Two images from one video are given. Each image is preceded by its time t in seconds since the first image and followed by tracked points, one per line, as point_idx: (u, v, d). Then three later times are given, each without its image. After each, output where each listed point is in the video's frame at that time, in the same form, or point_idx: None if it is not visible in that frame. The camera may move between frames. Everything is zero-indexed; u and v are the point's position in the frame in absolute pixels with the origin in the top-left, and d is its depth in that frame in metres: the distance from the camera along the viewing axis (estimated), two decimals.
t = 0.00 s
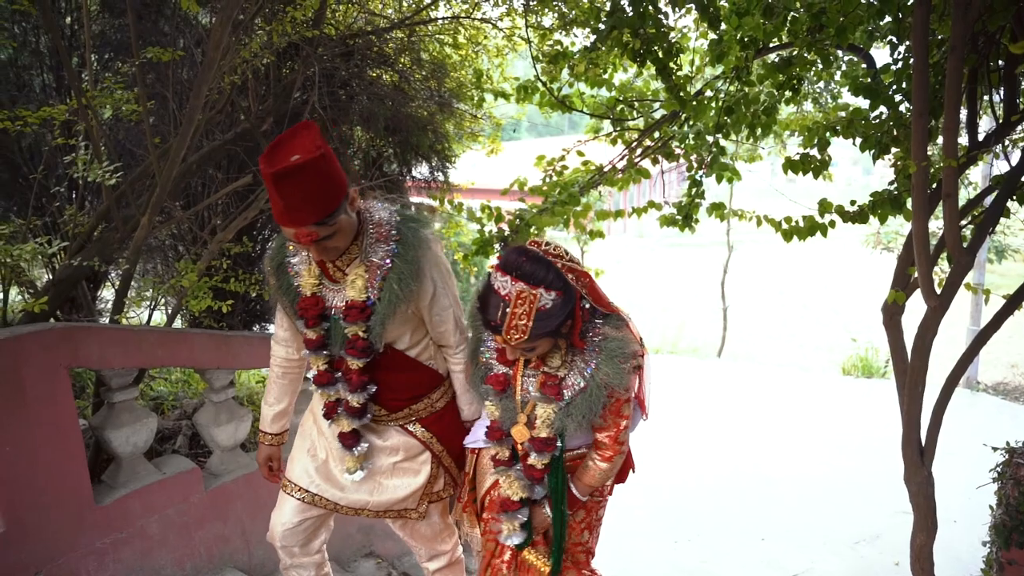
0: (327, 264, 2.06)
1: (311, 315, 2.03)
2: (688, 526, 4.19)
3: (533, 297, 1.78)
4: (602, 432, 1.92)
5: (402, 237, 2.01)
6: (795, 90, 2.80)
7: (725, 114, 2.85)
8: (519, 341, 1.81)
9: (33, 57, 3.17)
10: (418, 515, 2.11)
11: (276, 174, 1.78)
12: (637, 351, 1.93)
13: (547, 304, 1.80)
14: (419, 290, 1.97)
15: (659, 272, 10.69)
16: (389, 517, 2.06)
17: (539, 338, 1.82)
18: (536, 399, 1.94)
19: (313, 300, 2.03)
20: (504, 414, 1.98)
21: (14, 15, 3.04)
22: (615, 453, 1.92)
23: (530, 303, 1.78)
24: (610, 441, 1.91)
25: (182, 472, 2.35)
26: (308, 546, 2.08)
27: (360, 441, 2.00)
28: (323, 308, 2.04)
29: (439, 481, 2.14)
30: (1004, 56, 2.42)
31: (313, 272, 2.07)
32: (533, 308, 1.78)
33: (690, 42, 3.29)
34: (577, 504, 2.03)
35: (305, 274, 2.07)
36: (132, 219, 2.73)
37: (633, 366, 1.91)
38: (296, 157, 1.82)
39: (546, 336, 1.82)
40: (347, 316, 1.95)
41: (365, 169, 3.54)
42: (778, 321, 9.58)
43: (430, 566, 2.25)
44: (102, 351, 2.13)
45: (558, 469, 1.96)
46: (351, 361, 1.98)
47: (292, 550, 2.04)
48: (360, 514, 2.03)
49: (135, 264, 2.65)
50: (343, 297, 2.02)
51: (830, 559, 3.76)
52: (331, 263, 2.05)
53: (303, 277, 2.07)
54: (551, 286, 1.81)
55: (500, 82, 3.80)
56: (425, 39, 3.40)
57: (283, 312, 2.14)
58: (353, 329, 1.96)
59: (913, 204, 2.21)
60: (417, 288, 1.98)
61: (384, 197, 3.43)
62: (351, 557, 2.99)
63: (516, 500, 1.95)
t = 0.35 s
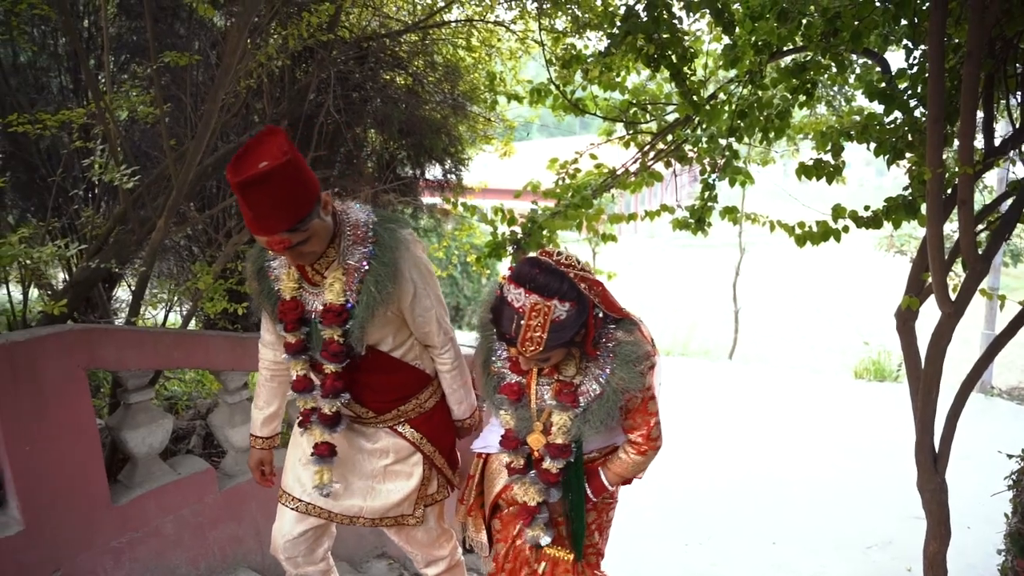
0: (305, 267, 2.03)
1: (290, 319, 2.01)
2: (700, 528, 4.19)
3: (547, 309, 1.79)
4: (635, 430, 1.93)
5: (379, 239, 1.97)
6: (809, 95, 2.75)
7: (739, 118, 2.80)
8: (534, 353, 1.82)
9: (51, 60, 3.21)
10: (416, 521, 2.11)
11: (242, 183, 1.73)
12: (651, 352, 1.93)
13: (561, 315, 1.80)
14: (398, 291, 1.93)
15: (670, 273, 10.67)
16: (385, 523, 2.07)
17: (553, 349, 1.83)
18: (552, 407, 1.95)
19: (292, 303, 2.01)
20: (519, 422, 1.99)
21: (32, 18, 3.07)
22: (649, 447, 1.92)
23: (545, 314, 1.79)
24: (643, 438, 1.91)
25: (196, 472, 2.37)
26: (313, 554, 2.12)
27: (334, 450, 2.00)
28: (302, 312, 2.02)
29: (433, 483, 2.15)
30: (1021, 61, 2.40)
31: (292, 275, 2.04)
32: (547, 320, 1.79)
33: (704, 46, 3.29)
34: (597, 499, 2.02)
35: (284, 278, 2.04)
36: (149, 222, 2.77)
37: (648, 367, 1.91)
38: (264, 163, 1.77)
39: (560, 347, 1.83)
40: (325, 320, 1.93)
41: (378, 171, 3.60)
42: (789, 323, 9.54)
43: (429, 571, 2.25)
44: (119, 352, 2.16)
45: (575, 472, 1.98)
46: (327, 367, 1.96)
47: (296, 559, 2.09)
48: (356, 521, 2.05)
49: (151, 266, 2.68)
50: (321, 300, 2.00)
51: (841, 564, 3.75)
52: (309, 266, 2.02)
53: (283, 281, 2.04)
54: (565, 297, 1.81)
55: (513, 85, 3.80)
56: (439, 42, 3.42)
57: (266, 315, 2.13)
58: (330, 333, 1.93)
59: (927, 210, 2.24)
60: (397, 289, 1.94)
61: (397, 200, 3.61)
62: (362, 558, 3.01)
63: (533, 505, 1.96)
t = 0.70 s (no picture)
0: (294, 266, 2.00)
1: (280, 320, 1.99)
2: (711, 531, 4.18)
3: (562, 316, 1.79)
4: (653, 432, 1.94)
5: (370, 233, 1.94)
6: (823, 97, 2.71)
7: (752, 121, 2.81)
8: (548, 359, 1.82)
9: (69, 62, 3.24)
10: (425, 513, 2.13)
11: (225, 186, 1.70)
12: (664, 356, 1.94)
13: (576, 322, 1.80)
14: (391, 285, 1.91)
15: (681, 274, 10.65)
16: (393, 516, 2.10)
17: (567, 356, 1.84)
18: (567, 412, 1.95)
19: (282, 303, 1.99)
20: (533, 427, 1.98)
21: (51, 21, 3.11)
22: (667, 447, 1.94)
23: (560, 321, 1.79)
24: (661, 439, 1.92)
25: (211, 473, 2.39)
26: (320, 552, 2.13)
27: (312, 456, 2.02)
28: (291, 311, 2.00)
29: (438, 473, 2.15)
30: None
31: (282, 275, 2.01)
32: (562, 327, 1.79)
33: (718, 48, 3.29)
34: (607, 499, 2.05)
35: (274, 278, 2.02)
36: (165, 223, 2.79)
37: (662, 371, 1.91)
38: (246, 163, 1.74)
39: (574, 353, 1.83)
40: (316, 316, 1.91)
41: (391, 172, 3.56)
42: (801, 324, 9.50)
43: (432, 568, 2.26)
44: (135, 353, 2.18)
45: (589, 475, 1.99)
46: (315, 366, 1.94)
47: (304, 557, 2.10)
48: (363, 517, 2.08)
49: (167, 267, 2.70)
50: (314, 299, 1.98)
51: (853, 568, 3.73)
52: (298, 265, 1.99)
53: (273, 281, 2.01)
54: (581, 304, 1.81)
55: (527, 87, 3.82)
56: (453, 44, 3.44)
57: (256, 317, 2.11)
58: (320, 330, 1.92)
59: (942, 215, 2.25)
60: (391, 283, 1.92)
61: (412, 202, 3.70)
62: (375, 559, 3.02)
63: (547, 511, 1.95)
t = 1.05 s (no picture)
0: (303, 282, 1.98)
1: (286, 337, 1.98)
2: (723, 534, 4.17)
3: (582, 316, 1.79)
4: (663, 435, 1.94)
5: (379, 244, 1.94)
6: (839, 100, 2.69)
7: (768, 124, 2.78)
8: (567, 359, 1.82)
9: (87, 63, 3.27)
10: (442, 507, 2.17)
11: (237, 220, 1.66)
12: (679, 359, 1.93)
13: (596, 322, 1.80)
14: (404, 292, 1.91)
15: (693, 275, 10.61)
16: (413, 512, 2.12)
17: (586, 356, 1.83)
18: (582, 412, 1.95)
19: (291, 320, 1.97)
20: (548, 427, 2.00)
21: (70, 23, 3.13)
22: (677, 450, 1.94)
23: (580, 321, 1.79)
24: (671, 442, 1.93)
25: (227, 473, 2.41)
26: (338, 551, 2.17)
27: (310, 469, 2.03)
28: (298, 327, 1.99)
29: (455, 468, 2.19)
30: None
31: (292, 293, 1.99)
32: (582, 327, 1.78)
33: (733, 50, 3.28)
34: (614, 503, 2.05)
35: (284, 296, 1.99)
36: (182, 224, 2.81)
37: (677, 374, 1.91)
38: (251, 192, 1.70)
39: (593, 353, 1.83)
40: (326, 327, 1.89)
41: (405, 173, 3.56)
42: (814, 326, 9.45)
43: (439, 566, 2.26)
44: (153, 354, 2.20)
45: (598, 478, 1.98)
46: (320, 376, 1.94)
47: (321, 553, 2.15)
48: (385, 514, 2.09)
49: (184, 268, 2.72)
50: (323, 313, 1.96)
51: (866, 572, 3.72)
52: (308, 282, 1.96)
53: (283, 298, 1.99)
54: (600, 305, 1.82)
55: (541, 89, 3.84)
56: (468, 46, 3.45)
57: (264, 334, 2.09)
58: (327, 342, 1.90)
59: (961, 221, 2.22)
60: (404, 289, 1.93)
61: (428, 205, 3.73)
62: (388, 559, 3.04)
63: (554, 513, 1.95)
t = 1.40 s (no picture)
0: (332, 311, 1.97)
1: (316, 367, 1.97)
2: (733, 537, 4.16)
3: (597, 316, 1.77)
4: (671, 438, 1.94)
5: (409, 270, 1.94)
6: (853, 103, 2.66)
7: (780, 126, 2.77)
8: (579, 359, 1.80)
9: (102, 65, 3.29)
10: (458, 507, 2.19)
11: (274, 262, 1.63)
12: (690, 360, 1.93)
13: (609, 322, 1.79)
14: (436, 316, 1.92)
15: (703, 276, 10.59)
16: (432, 513, 2.14)
17: (599, 356, 1.82)
18: (593, 413, 1.94)
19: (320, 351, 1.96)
20: (560, 428, 2.00)
21: (86, 25, 3.16)
22: (684, 454, 1.94)
23: (594, 321, 1.77)
24: (678, 446, 1.92)
25: (240, 473, 2.43)
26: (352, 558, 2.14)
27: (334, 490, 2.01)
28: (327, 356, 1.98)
29: (473, 470, 2.20)
30: None
31: (320, 323, 1.97)
32: (596, 327, 1.77)
33: (745, 52, 3.27)
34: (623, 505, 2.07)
35: (312, 327, 1.98)
36: (197, 225, 2.83)
37: (687, 375, 1.90)
38: (287, 230, 1.65)
39: (605, 353, 1.82)
40: (355, 356, 1.90)
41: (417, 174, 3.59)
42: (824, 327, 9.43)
43: (454, 566, 2.29)
44: (167, 355, 2.21)
45: (608, 480, 1.99)
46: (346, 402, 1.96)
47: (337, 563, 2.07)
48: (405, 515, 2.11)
49: (198, 269, 2.74)
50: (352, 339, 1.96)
51: None
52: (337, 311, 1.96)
53: (311, 329, 1.97)
54: (614, 305, 1.81)
55: (553, 90, 3.86)
56: (480, 47, 3.47)
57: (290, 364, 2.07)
58: (355, 369, 1.91)
59: (976, 224, 2.21)
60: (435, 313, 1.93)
61: (440, 206, 3.75)
62: (399, 560, 3.05)
63: (564, 513, 1.94)
